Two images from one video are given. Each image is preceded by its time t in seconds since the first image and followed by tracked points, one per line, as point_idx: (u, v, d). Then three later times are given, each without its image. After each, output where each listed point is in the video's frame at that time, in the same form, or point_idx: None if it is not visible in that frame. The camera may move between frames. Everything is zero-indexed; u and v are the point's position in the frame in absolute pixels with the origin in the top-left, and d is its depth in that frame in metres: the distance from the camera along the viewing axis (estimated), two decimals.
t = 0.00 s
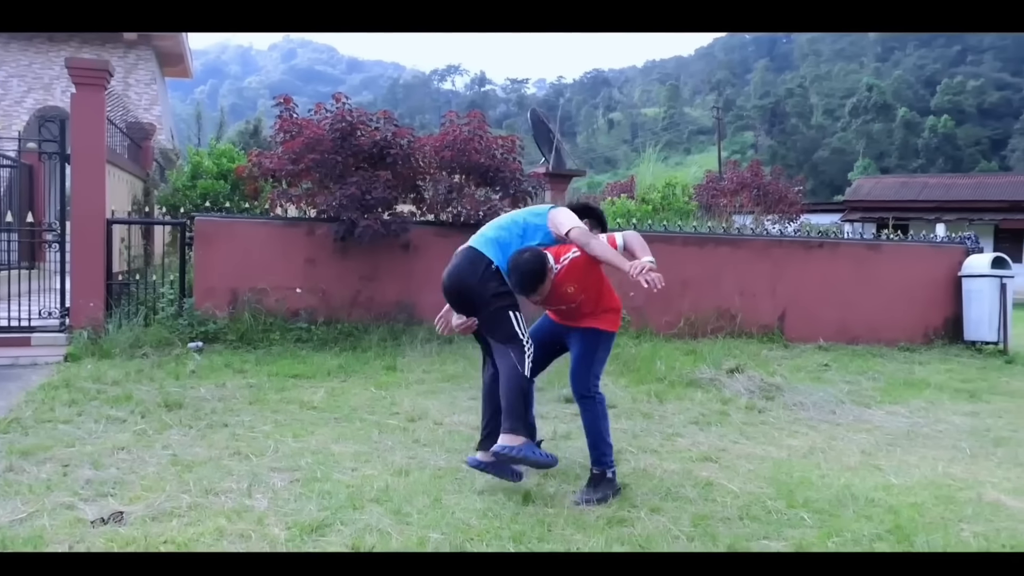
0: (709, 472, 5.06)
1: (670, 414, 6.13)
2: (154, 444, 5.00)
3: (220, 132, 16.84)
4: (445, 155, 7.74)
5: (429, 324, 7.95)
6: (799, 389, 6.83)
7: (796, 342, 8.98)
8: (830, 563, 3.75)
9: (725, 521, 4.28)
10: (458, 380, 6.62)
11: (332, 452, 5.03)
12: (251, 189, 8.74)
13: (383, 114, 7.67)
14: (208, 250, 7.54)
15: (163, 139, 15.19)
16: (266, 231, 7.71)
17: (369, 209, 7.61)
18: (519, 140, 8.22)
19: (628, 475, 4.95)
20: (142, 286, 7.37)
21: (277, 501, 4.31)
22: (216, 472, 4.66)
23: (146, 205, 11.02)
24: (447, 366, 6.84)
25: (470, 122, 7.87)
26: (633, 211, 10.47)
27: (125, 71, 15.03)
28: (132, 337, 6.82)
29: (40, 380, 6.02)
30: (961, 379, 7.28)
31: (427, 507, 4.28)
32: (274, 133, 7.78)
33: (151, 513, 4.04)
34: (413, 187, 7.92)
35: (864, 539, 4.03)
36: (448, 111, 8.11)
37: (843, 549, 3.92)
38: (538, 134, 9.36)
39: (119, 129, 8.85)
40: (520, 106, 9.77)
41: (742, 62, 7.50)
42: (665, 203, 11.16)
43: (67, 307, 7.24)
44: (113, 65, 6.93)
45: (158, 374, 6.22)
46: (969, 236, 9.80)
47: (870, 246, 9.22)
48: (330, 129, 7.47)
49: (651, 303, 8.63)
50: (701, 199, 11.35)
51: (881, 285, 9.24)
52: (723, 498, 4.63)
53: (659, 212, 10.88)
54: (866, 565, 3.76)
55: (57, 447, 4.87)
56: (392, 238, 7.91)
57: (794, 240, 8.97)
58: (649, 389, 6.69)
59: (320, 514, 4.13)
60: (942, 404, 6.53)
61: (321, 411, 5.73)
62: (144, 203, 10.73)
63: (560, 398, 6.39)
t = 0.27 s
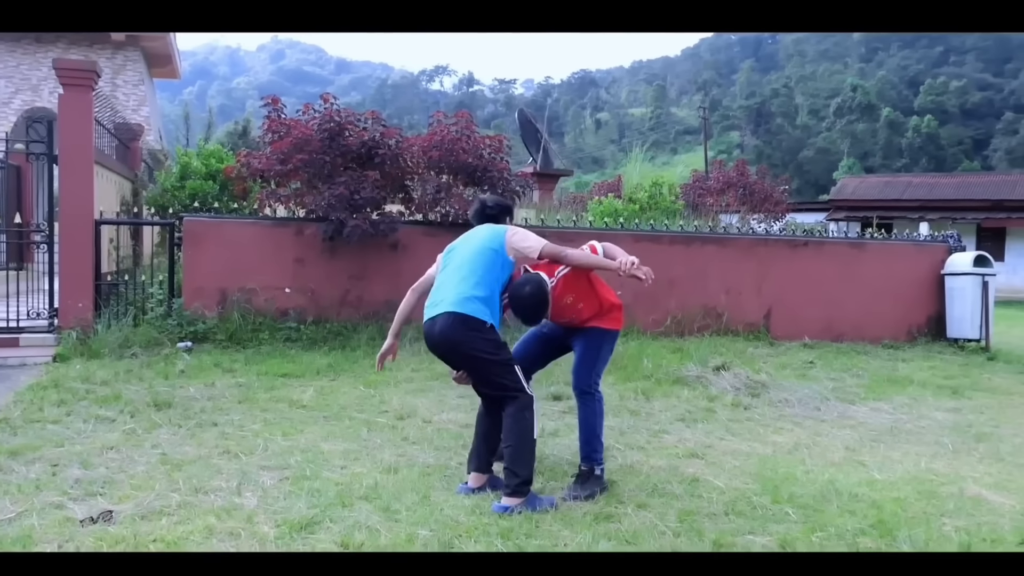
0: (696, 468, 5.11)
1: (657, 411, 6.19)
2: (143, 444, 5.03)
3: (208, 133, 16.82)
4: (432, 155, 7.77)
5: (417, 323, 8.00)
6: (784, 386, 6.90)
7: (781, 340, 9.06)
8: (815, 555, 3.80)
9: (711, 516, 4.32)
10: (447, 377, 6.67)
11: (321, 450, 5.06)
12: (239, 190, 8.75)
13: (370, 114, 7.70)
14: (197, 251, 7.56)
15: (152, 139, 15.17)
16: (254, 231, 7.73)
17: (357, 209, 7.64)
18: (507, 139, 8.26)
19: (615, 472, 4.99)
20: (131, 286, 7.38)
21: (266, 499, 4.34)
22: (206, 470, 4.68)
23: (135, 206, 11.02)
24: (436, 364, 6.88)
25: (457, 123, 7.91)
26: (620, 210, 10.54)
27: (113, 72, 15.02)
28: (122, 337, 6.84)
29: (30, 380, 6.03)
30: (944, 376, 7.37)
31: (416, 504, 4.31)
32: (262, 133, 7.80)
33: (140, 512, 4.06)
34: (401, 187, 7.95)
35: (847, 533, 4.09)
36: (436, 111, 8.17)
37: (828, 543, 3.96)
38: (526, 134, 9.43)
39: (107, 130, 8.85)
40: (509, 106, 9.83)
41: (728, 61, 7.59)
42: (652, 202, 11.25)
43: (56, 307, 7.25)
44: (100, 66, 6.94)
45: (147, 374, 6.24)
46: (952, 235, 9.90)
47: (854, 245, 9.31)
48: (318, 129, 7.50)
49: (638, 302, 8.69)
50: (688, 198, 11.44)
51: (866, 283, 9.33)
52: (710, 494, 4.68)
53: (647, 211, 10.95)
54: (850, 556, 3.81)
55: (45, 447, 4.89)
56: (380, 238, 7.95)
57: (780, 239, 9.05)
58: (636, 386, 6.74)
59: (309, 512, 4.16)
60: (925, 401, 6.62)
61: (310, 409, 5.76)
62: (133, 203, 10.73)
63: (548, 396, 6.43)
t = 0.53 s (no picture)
0: (686, 461, 5.17)
1: (648, 405, 6.25)
2: (138, 441, 5.06)
3: (199, 133, 16.83)
4: (423, 153, 7.82)
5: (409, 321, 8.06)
6: (774, 380, 6.98)
7: (770, 334, 9.13)
8: (804, 545, 3.85)
9: (701, 508, 4.37)
10: (439, 374, 6.71)
11: (315, 446, 5.10)
12: (230, 189, 8.77)
13: (361, 113, 7.73)
14: (189, 249, 7.58)
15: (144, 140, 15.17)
16: (246, 230, 7.76)
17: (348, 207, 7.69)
18: (498, 138, 8.29)
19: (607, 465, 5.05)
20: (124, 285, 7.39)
21: (260, 495, 4.37)
22: (200, 467, 4.72)
23: (126, 206, 11.03)
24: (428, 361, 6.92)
25: (448, 121, 7.99)
26: (610, 208, 10.60)
27: (104, 73, 15.02)
28: (115, 336, 6.86)
29: (24, 380, 6.06)
30: (931, 369, 7.45)
31: (409, 498, 4.36)
32: (253, 133, 7.82)
33: (135, 509, 4.09)
34: (392, 186, 7.97)
35: (835, 523, 4.14)
36: (426, 110, 8.25)
37: (816, 533, 4.02)
38: (516, 132, 9.49)
39: (98, 130, 8.88)
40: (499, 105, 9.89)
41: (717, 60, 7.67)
42: (642, 199, 11.32)
43: (49, 307, 7.26)
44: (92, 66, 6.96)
45: (141, 372, 6.27)
46: (938, 230, 10.00)
47: (841, 240, 9.40)
48: (309, 128, 7.53)
49: (628, 298, 8.75)
50: (677, 195, 11.52)
51: (854, 277, 9.41)
52: (700, 486, 4.73)
53: (637, 208, 11.02)
54: (838, 546, 3.87)
55: (40, 445, 4.91)
56: (372, 236, 7.99)
57: (768, 235, 9.14)
58: (627, 381, 6.80)
59: (303, 507, 4.20)
60: (912, 394, 6.69)
61: (304, 406, 5.80)
62: (124, 203, 10.74)
63: (540, 391, 6.49)
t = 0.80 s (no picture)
0: (690, 454, 5.22)
1: (651, 399, 6.29)
2: (146, 436, 5.11)
3: (203, 132, 16.91)
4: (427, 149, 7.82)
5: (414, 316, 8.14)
6: (776, 373, 7.02)
7: (773, 328, 9.18)
8: (807, 536, 3.89)
9: (705, 500, 4.41)
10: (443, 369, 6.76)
11: (321, 440, 5.15)
12: (236, 187, 8.82)
13: (364, 110, 7.78)
14: (195, 246, 7.63)
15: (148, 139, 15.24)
16: (252, 227, 7.81)
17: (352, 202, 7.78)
18: (501, 133, 8.31)
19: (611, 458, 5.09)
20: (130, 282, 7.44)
21: (268, 488, 4.42)
22: (208, 461, 4.77)
23: (132, 204, 11.10)
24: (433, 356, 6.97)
25: (451, 117, 7.99)
26: (612, 203, 10.65)
27: (108, 72, 15.09)
28: (123, 332, 6.92)
29: (33, 375, 6.11)
30: (932, 362, 7.48)
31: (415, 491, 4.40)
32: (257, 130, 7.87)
33: (145, 502, 4.14)
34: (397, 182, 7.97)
35: (837, 515, 4.18)
36: (429, 107, 8.31)
37: (819, 525, 4.05)
38: (519, 128, 9.54)
39: (105, 129, 8.94)
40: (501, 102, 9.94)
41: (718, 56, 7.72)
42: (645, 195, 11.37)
43: (56, 304, 7.35)
44: (97, 65, 7.01)
45: (148, 368, 6.32)
46: (939, 223, 10.03)
47: (842, 234, 9.43)
48: (313, 125, 7.57)
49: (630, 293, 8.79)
50: (679, 190, 11.59)
51: (855, 272, 9.44)
52: (704, 479, 4.77)
53: (639, 203, 11.08)
54: (840, 536, 3.90)
55: (49, 440, 4.97)
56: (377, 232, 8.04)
57: (770, 229, 9.17)
58: (630, 375, 6.85)
59: (311, 500, 4.24)
60: (914, 387, 6.73)
61: (310, 400, 5.85)
62: (131, 201, 10.80)
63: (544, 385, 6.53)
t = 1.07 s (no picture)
0: (707, 447, 5.24)
1: (668, 392, 6.32)
2: (169, 428, 5.19)
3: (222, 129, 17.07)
4: (444, 145, 7.95)
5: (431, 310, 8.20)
6: (793, 366, 7.02)
7: (789, 322, 9.17)
8: (824, 528, 3.90)
9: (721, 493, 4.43)
10: (461, 362, 6.81)
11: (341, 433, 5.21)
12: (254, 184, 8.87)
13: (382, 106, 7.83)
14: (216, 242, 7.71)
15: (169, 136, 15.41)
16: (271, 222, 7.88)
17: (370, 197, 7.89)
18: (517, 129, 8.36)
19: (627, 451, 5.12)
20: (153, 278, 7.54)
21: (289, 480, 4.47)
22: (230, 453, 4.84)
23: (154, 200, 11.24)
24: (450, 350, 7.02)
25: (467, 113, 8.04)
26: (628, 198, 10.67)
27: (129, 70, 15.24)
28: (145, 327, 7.00)
29: (58, 369, 6.21)
30: (950, 356, 7.46)
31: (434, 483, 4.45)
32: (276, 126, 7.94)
33: (169, 493, 4.21)
34: (414, 177, 8.12)
35: (854, 508, 4.19)
36: (446, 102, 8.32)
37: (836, 517, 4.06)
38: (535, 123, 9.57)
39: (126, 126, 9.06)
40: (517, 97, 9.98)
41: (734, 50, 7.71)
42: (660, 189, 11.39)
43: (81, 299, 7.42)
44: (118, 62, 7.10)
45: (171, 362, 6.40)
46: (957, 216, 9.97)
47: (859, 227, 9.39)
48: (331, 122, 7.65)
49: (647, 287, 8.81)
50: (695, 183, 11.60)
51: (872, 265, 9.41)
52: (721, 472, 4.79)
53: (656, 198, 11.09)
54: (858, 529, 3.91)
55: (74, 432, 5.05)
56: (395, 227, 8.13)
57: (786, 223, 9.15)
58: (647, 368, 6.87)
59: (331, 491, 4.29)
60: (932, 380, 6.72)
61: (330, 394, 5.92)
62: (153, 197, 10.93)
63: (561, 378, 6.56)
